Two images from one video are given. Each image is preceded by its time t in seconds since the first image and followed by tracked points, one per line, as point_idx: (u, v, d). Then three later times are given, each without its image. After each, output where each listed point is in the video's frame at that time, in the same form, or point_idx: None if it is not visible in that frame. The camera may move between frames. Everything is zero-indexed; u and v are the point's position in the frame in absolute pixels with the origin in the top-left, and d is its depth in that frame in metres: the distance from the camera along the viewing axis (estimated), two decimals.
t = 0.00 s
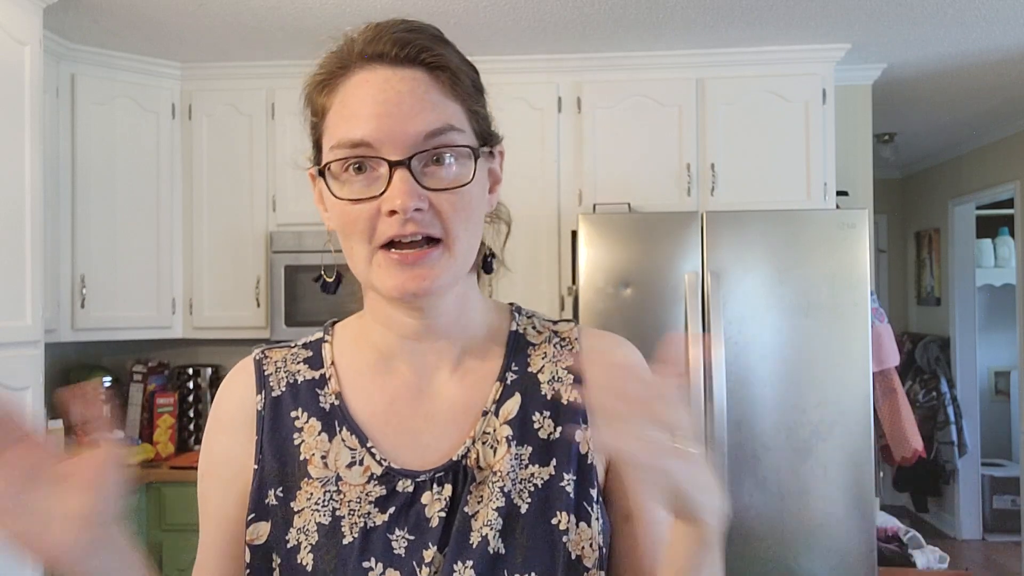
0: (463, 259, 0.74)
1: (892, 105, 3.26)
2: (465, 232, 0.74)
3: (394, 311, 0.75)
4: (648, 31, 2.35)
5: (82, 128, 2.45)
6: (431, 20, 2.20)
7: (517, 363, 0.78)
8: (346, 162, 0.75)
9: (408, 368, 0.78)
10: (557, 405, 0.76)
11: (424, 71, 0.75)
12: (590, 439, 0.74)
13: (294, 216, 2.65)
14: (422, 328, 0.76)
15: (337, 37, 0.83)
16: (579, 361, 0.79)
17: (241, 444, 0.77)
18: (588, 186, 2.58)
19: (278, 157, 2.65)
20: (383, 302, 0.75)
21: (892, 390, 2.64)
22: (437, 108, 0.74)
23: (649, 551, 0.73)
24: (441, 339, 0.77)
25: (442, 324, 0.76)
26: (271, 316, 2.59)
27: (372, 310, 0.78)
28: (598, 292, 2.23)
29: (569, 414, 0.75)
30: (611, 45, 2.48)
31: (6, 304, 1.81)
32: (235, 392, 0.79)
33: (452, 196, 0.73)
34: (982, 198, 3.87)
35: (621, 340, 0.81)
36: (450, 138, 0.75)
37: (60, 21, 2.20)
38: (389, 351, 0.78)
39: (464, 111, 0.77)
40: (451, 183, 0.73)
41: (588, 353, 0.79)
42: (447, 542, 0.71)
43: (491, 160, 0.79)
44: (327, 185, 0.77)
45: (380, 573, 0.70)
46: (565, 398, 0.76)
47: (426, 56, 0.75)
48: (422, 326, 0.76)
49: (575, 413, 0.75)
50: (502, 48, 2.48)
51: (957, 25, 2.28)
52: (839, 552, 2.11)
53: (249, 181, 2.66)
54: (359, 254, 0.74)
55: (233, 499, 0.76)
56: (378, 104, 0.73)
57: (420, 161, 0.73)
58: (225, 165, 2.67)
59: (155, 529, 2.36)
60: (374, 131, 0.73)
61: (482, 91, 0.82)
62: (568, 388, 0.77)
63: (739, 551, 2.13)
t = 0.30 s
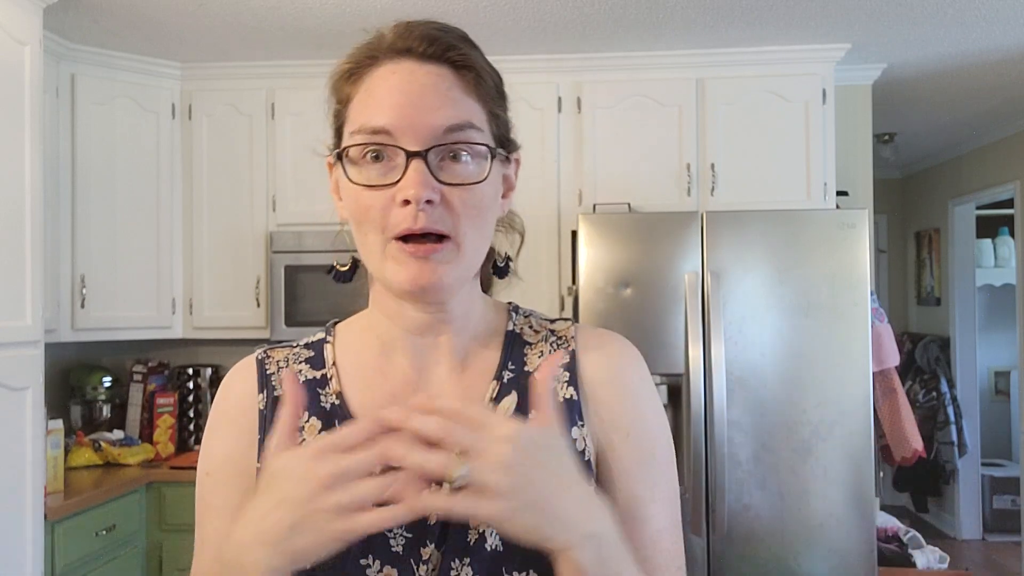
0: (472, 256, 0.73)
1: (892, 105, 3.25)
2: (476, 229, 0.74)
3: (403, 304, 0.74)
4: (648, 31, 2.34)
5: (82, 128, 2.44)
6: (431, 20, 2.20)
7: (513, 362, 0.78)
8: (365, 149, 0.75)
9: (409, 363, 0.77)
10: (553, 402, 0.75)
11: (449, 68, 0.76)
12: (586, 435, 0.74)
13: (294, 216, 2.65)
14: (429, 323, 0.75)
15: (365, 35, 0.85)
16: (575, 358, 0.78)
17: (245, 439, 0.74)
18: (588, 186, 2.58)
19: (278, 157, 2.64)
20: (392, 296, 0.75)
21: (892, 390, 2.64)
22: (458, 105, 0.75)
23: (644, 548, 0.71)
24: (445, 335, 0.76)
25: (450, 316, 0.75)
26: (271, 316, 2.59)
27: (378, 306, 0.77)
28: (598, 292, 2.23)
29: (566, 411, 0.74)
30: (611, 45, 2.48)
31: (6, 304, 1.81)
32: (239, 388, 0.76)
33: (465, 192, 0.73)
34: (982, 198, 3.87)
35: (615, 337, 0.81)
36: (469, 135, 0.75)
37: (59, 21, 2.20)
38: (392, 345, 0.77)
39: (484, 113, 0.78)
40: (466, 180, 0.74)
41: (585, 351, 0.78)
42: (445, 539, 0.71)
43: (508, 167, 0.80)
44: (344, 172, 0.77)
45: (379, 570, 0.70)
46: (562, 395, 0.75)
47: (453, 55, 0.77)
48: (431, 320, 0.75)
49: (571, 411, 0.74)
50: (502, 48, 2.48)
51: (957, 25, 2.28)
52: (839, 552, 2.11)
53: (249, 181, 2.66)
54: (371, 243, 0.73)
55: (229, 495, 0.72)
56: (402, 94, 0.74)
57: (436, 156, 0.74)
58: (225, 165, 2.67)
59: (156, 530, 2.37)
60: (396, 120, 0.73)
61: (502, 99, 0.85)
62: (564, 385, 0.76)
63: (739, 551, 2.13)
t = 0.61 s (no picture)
0: (488, 259, 0.72)
1: (892, 105, 3.25)
2: (497, 233, 0.72)
3: (416, 300, 0.73)
4: (648, 31, 2.35)
5: (82, 128, 2.44)
6: (431, 20, 2.20)
7: (515, 363, 0.78)
8: (400, 140, 0.74)
9: (412, 359, 0.75)
10: (554, 404, 0.75)
11: (494, 74, 0.76)
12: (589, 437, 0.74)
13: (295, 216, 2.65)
14: (442, 321, 0.74)
15: (416, 34, 0.85)
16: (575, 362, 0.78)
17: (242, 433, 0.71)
18: (588, 186, 2.58)
19: (279, 157, 2.64)
20: (403, 290, 0.73)
21: (892, 390, 2.64)
22: (499, 111, 0.74)
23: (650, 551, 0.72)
24: (453, 336, 0.75)
25: (461, 317, 0.75)
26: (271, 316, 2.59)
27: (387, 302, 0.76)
28: (598, 292, 2.23)
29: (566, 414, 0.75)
30: (611, 45, 2.48)
31: (6, 304, 1.81)
32: (235, 382, 0.74)
33: (492, 196, 0.72)
34: (982, 198, 3.87)
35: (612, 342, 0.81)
36: (505, 141, 0.75)
37: (60, 21, 2.21)
38: (397, 341, 0.76)
39: (523, 124, 0.77)
40: (496, 184, 0.73)
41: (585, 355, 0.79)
42: (447, 537, 0.69)
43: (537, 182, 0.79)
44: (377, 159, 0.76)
45: (380, 567, 0.67)
46: (562, 398, 0.76)
47: (501, 61, 0.77)
48: (441, 319, 0.74)
49: (570, 414, 0.75)
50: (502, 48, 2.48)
51: (956, 25, 2.28)
52: (839, 552, 2.11)
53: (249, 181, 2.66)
54: (392, 231, 0.72)
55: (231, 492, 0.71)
56: (444, 91, 0.73)
57: (469, 156, 0.73)
58: (225, 165, 2.67)
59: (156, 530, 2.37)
60: (436, 116, 0.73)
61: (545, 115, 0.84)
62: (565, 389, 0.77)
63: (739, 550, 2.13)
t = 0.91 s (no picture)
0: (503, 272, 0.73)
1: (892, 105, 3.25)
2: (513, 248, 0.73)
3: (425, 296, 0.74)
4: (648, 31, 2.35)
5: (82, 128, 2.45)
6: (431, 21, 2.20)
7: (521, 361, 0.77)
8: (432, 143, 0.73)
9: (418, 358, 0.76)
10: (561, 402, 0.75)
11: (536, 92, 0.75)
12: (594, 436, 0.74)
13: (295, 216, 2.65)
14: (448, 320, 0.75)
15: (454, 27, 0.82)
16: (581, 360, 0.78)
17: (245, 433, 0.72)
18: (588, 186, 2.58)
19: (279, 157, 2.64)
20: (415, 283, 0.74)
21: (892, 390, 2.64)
22: (534, 130, 0.74)
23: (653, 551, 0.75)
24: (458, 336, 0.76)
25: (465, 317, 0.75)
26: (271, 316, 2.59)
27: (396, 298, 0.77)
28: (598, 292, 2.23)
29: (573, 411, 0.74)
30: (611, 45, 2.48)
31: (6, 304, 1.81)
32: (236, 380, 0.74)
33: (516, 213, 0.72)
34: (982, 198, 3.87)
35: (616, 342, 0.82)
36: (535, 161, 0.74)
37: (60, 21, 2.21)
38: (403, 338, 0.77)
39: (552, 142, 0.77)
40: (522, 202, 0.73)
41: (590, 354, 0.79)
42: (454, 536, 0.69)
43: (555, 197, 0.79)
44: (401, 152, 0.75)
45: (387, 566, 0.66)
46: (569, 395, 0.75)
47: (542, 79, 0.76)
48: (447, 317, 0.75)
49: (578, 411, 0.74)
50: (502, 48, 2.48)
51: (956, 25, 2.28)
52: (839, 552, 2.11)
53: (249, 182, 2.67)
54: (407, 228, 0.72)
55: (232, 492, 0.72)
56: (485, 103, 0.72)
57: (501, 171, 0.72)
58: (226, 165, 2.67)
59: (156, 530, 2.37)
60: (473, 126, 0.72)
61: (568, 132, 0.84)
62: (572, 386, 0.76)
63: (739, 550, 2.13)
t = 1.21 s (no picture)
0: (508, 273, 0.73)
1: (892, 105, 3.25)
2: (519, 250, 0.73)
3: (431, 299, 0.74)
4: (649, 31, 2.35)
5: (82, 128, 2.44)
6: (431, 21, 2.20)
7: (527, 365, 0.77)
8: (443, 143, 0.73)
9: (422, 360, 0.76)
10: (567, 407, 0.75)
11: (550, 96, 0.75)
12: (599, 442, 0.74)
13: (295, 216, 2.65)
14: (453, 323, 0.75)
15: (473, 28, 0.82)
16: (588, 364, 0.78)
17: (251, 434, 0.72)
18: (588, 186, 2.58)
19: (279, 157, 2.64)
20: (421, 285, 0.74)
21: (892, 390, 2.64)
22: (546, 133, 0.74)
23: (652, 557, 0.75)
24: (463, 338, 0.76)
25: (472, 322, 0.75)
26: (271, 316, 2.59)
27: (400, 300, 0.77)
28: (598, 292, 2.23)
29: (579, 416, 0.74)
30: (611, 45, 2.48)
31: (6, 304, 1.82)
32: (243, 381, 0.74)
33: (524, 216, 0.72)
34: (982, 198, 3.87)
35: (620, 347, 0.82)
36: (545, 164, 0.74)
37: (60, 21, 2.21)
38: (408, 340, 0.76)
39: (564, 147, 0.77)
40: (529, 205, 0.73)
41: (597, 359, 0.79)
42: (458, 541, 0.69)
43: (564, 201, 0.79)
44: (412, 150, 0.75)
45: (390, 570, 0.67)
46: (575, 400, 0.75)
47: (558, 84, 0.76)
48: (453, 321, 0.75)
49: (584, 417, 0.74)
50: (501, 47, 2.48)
51: (956, 25, 2.28)
52: (839, 552, 2.11)
53: (249, 182, 2.66)
54: (415, 226, 0.72)
55: (236, 494, 0.72)
56: (497, 104, 0.72)
57: (510, 173, 0.72)
58: (226, 165, 2.67)
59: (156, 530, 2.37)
60: (485, 127, 0.72)
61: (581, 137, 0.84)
62: (578, 391, 0.76)
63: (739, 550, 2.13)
